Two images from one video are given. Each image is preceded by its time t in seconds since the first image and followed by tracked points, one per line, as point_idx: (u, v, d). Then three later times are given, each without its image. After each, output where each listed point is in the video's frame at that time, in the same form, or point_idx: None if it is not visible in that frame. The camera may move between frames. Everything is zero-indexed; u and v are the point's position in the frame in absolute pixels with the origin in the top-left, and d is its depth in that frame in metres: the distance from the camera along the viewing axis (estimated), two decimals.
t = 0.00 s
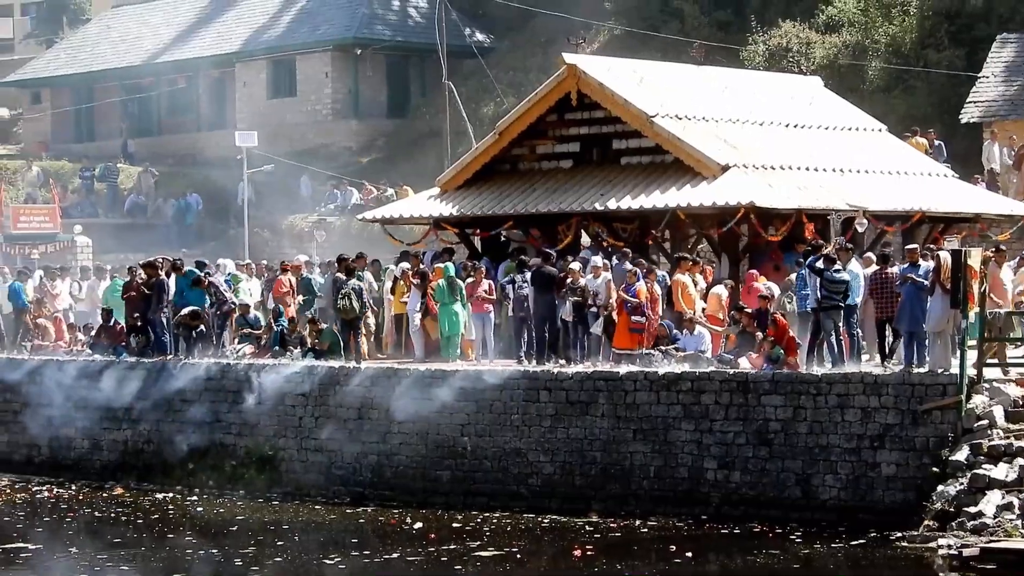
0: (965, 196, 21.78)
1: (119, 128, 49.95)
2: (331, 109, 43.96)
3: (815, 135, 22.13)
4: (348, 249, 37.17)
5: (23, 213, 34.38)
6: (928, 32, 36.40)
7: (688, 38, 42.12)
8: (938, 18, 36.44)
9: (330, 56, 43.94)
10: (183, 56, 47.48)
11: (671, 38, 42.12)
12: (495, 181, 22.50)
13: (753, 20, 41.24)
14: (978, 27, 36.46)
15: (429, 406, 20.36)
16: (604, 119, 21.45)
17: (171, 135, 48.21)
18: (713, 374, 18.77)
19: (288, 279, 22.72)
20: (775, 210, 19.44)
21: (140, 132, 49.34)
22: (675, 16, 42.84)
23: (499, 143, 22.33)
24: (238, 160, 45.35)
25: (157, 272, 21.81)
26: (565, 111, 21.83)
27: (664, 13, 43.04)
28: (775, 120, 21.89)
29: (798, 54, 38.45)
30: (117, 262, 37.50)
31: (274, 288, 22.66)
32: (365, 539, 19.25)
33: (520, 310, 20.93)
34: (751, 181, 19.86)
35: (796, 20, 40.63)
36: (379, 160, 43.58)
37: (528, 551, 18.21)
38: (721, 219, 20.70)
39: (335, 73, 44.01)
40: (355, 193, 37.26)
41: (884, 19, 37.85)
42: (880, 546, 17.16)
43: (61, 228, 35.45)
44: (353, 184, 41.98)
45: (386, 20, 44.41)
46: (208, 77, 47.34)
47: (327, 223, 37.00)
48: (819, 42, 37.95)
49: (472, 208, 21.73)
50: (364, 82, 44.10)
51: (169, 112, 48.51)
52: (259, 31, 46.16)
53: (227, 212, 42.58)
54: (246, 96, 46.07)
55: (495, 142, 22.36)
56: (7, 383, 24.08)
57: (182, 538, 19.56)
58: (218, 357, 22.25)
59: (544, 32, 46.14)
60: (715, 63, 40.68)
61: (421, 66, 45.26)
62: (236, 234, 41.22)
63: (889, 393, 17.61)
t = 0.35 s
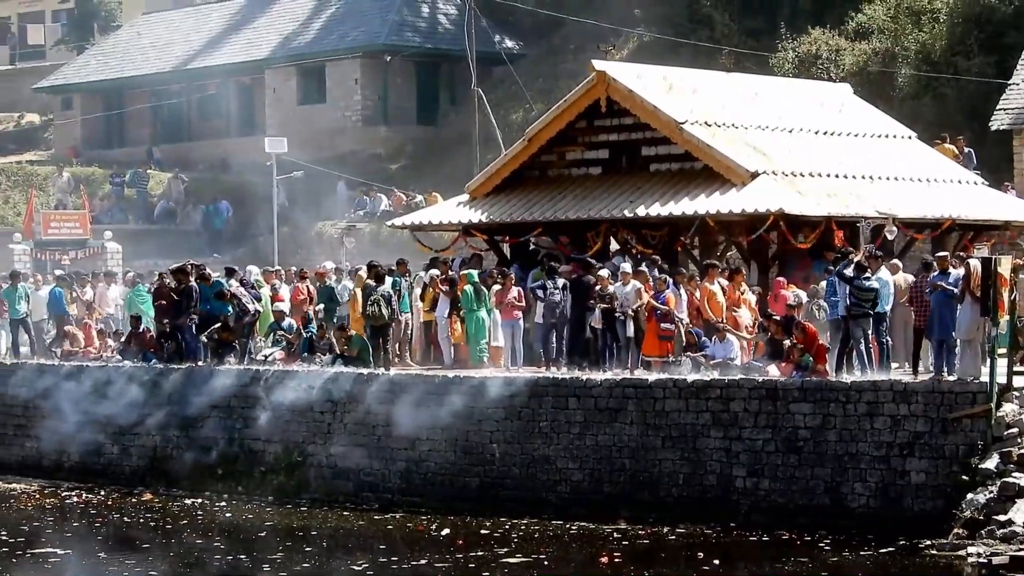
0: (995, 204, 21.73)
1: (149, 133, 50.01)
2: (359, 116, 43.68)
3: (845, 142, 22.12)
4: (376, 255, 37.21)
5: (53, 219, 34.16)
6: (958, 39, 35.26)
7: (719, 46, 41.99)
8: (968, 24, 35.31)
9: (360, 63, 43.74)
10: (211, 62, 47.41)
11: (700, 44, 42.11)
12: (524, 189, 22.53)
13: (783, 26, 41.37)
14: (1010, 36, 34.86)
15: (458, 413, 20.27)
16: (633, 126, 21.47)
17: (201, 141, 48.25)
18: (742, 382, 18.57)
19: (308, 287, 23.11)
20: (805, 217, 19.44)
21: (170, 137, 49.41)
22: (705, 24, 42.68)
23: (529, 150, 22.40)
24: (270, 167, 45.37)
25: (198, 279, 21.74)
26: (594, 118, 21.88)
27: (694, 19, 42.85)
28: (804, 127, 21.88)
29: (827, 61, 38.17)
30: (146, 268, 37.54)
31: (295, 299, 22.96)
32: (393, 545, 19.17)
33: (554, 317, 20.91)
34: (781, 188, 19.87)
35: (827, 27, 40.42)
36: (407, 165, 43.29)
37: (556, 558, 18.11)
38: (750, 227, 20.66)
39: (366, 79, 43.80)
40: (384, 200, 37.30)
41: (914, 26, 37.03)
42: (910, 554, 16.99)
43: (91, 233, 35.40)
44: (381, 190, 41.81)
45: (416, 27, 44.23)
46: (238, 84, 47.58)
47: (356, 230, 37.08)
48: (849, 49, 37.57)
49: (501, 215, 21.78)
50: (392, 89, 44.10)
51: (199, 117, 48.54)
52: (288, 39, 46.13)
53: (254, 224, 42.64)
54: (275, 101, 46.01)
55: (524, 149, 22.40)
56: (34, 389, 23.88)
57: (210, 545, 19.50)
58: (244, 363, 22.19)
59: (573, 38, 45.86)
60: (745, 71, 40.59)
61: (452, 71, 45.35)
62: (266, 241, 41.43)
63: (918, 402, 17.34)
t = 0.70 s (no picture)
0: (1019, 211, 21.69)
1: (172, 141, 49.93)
2: (382, 123, 43.90)
3: (868, 149, 22.12)
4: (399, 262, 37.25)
5: (77, 226, 34.30)
6: (981, 46, 34.82)
7: (741, 52, 41.81)
8: (992, 31, 34.77)
9: (382, 70, 43.85)
10: (234, 69, 47.51)
11: (724, 51, 41.98)
12: (547, 196, 22.55)
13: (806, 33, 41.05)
14: None
15: (480, 421, 20.21)
16: (656, 133, 21.46)
17: (223, 148, 48.22)
18: (765, 389, 18.36)
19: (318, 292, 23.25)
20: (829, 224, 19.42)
21: (192, 145, 49.28)
22: (727, 31, 42.56)
23: (552, 157, 22.47)
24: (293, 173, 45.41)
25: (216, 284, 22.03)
26: (617, 125, 21.87)
27: (715, 26, 42.70)
28: (827, 134, 21.87)
29: (850, 68, 37.89)
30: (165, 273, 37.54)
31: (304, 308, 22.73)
32: (416, 552, 19.08)
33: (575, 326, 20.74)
34: (804, 195, 19.86)
35: (850, 34, 40.25)
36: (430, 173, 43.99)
37: (578, 565, 17.99)
38: (772, 233, 20.74)
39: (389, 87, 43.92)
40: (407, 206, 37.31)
41: (937, 33, 36.56)
42: (932, 563, 16.77)
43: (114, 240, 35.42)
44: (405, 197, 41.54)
45: (438, 34, 44.34)
46: (262, 92, 47.45)
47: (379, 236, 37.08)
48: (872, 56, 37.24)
49: (524, 222, 21.83)
50: (417, 97, 44.30)
51: (220, 123, 48.60)
52: (310, 46, 46.24)
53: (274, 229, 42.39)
54: (297, 108, 46.00)
55: (548, 157, 22.43)
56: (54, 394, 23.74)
57: (232, 551, 19.44)
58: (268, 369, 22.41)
59: (595, 46, 45.86)
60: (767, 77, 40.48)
61: (474, 77, 45.37)
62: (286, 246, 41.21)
63: (942, 409, 17.13)
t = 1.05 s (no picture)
0: None
1: (196, 147, 49.99)
2: (407, 130, 43.87)
3: (891, 156, 22.11)
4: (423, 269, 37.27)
5: (102, 232, 34.20)
6: (1006, 53, 34.53)
7: (765, 59, 41.70)
8: (1018, 37, 34.50)
9: (407, 78, 43.87)
10: (258, 76, 47.58)
11: (747, 58, 41.82)
12: (570, 203, 22.57)
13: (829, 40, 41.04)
14: None
15: (502, 427, 20.15)
16: (680, 141, 21.46)
17: (245, 155, 48.28)
18: (788, 397, 18.26)
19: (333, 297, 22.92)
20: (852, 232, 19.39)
21: (216, 153, 49.36)
22: (751, 39, 42.52)
23: (575, 164, 22.39)
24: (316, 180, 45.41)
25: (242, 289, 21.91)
26: (641, 132, 21.91)
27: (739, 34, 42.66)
28: (851, 142, 21.87)
29: (874, 75, 37.72)
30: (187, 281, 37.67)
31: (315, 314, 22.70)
32: (438, 558, 19.01)
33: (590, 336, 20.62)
34: (828, 203, 19.83)
35: (874, 41, 40.10)
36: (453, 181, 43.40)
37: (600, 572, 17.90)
38: (795, 241, 20.69)
39: (413, 94, 43.92)
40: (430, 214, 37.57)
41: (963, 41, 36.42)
42: (956, 570, 16.61)
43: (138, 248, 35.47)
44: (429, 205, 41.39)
45: (462, 41, 44.42)
46: (285, 99, 47.60)
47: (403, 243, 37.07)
48: (895, 63, 37.05)
49: (547, 229, 21.87)
50: (441, 103, 44.17)
51: (243, 130, 48.69)
52: (334, 53, 46.32)
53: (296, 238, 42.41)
54: (322, 115, 46.15)
55: (571, 163, 22.44)
56: (80, 399, 23.69)
57: (254, 556, 19.40)
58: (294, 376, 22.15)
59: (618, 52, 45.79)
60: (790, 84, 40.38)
61: (498, 85, 45.40)
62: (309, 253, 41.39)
63: (966, 417, 17.04)
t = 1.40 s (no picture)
0: None
1: (226, 154, 50.12)
2: (438, 137, 43.79)
3: (923, 164, 22.10)
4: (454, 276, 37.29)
5: (133, 238, 33.99)
6: None
7: (797, 67, 41.60)
8: None
9: (439, 85, 43.83)
10: (291, 83, 47.69)
11: (779, 65, 41.75)
12: (601, 210, 22.57)
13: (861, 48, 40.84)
14: None
15: (533, 435, 20.09)
16: (711, 148, 21.46)
17: (277, 162, 48.46)
18: (820, 405, 18.12)
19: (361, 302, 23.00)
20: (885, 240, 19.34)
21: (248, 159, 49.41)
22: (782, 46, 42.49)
23: (607, 172, 22.42)
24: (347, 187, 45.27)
25: (272, 296, 21.82)
26: (672, 140, 21.83)
27: (771, 41, 42.65)
28: (883, 150, 21.87)
29: (906, 83, 37.45)
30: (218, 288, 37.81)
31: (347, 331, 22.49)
32: (469, 566, 19.00)
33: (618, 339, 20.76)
34: (860, 211, 19.80)
35: (906, 49, 39.88)
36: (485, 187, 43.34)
37: None
38: (827, 249, 20.67)
39: (444, 101, 43.87)
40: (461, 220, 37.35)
41: (994, 49, 35.93)
42: None
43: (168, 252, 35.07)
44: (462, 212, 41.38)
45: (493, 48, 44.42)
46: (317, 105, 47.70)
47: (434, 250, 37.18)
48: (928, 71, 36.79)
49: (578, 236, 21.90)
50: (473, 110, 44.25)
51: (276, 137, 48.76)
52: (365, 60, 46.34)
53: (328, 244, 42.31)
54: (353, 122, 46.21)
55: (603, 171, 22.42)
56: (112, 404, 23.70)
57: (286, 563, 19.41)
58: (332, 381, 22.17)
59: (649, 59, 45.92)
60: (822, 91, 40.28)
61: (530, 92, 45.30)
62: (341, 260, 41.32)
63: (998, 426, 16.85)
